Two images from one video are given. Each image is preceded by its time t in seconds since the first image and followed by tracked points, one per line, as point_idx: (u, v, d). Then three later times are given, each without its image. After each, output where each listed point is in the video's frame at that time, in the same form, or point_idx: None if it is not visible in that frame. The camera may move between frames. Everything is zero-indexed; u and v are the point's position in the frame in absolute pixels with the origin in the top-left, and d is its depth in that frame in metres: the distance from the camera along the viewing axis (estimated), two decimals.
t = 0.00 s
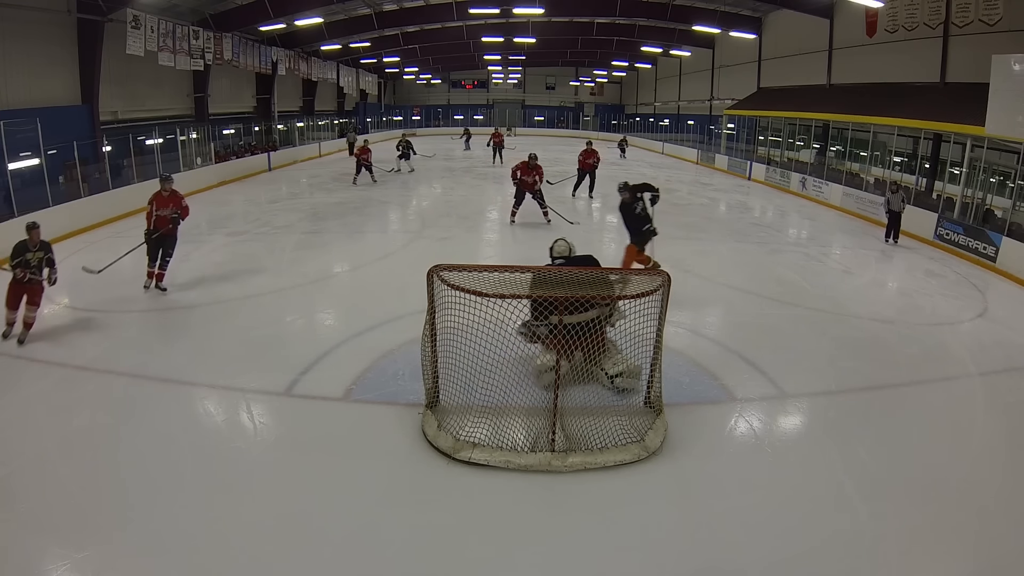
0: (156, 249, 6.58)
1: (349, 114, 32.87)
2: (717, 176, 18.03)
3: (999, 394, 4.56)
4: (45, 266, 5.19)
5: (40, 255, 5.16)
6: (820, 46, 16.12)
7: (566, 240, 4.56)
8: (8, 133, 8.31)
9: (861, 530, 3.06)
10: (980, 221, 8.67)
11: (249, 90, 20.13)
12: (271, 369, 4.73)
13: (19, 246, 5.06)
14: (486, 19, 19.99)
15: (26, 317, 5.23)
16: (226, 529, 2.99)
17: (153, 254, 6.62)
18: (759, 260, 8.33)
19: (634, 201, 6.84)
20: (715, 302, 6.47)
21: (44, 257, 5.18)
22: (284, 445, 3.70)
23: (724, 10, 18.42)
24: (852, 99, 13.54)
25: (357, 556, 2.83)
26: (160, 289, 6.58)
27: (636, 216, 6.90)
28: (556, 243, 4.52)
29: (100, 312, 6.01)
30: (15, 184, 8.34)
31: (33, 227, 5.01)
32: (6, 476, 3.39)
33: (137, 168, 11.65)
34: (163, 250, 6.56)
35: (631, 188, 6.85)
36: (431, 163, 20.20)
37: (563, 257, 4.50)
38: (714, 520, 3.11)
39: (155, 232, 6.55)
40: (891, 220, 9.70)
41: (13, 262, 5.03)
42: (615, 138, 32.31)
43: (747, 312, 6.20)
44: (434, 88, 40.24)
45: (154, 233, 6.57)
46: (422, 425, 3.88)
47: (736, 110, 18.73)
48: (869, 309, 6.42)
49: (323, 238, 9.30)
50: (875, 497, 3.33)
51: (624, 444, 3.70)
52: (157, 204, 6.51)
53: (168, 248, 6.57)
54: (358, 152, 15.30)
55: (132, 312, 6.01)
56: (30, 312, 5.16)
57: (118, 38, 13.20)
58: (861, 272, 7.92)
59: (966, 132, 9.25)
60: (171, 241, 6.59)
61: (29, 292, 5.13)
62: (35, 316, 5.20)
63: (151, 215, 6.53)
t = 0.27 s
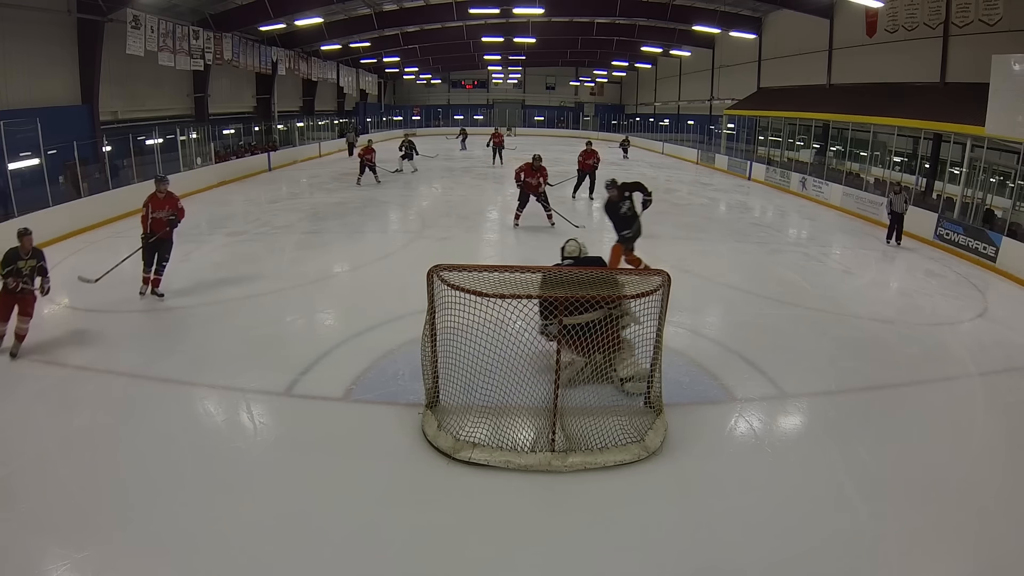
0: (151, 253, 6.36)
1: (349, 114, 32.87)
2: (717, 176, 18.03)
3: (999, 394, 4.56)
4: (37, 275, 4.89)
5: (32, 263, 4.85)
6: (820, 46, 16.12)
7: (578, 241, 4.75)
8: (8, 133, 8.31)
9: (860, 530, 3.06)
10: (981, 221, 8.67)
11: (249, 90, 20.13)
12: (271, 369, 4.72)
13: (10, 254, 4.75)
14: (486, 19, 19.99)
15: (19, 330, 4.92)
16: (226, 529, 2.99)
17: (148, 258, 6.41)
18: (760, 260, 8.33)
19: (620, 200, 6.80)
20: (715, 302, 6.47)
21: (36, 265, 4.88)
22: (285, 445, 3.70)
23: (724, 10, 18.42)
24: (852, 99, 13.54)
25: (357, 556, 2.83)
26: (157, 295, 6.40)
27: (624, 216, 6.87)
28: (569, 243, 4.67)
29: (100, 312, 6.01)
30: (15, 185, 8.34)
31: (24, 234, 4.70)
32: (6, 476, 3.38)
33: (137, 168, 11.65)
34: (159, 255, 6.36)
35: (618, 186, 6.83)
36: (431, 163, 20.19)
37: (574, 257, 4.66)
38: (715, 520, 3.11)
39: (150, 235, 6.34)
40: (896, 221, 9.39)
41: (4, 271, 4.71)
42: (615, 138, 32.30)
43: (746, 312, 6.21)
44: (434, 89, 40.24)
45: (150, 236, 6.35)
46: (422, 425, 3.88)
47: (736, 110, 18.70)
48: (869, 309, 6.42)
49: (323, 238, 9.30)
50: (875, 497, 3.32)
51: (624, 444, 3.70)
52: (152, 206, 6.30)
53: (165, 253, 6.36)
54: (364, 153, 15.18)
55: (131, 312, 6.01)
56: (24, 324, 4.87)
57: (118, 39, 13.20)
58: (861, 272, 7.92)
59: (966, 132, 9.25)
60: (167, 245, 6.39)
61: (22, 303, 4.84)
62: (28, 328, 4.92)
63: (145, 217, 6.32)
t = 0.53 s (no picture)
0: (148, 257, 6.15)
1: (349, 114, 32.87)
2: (717, 176, 18.03)
3: (999, 394, 4.56)
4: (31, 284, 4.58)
5: (26, 272, 4.54)
6: (820, 46, 16.12)
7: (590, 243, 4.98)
8: (8, 133, 8.31)
9: (861, 530, 3.06)
10: (981, 221, 8.67)
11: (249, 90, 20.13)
12: (270, 370, 4.73)
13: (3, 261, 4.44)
14: (486, 19, 19.99)
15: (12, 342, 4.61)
16: (226, 529, 2.99)
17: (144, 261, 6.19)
18: (759, 260, 8.34)
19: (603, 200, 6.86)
20: (715, 302, 6.47)
21: (30, 273, 4.56)
22: (285, 446, 3.70)
23: (724, 10, 18.42)
24: (852, 99, 13.54)
25: (357, 556, 2.83)
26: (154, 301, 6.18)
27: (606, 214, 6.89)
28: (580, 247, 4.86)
29: (100, 312, 6.01)
30: (15, 185, 8.34)
31: (17, 241, 4.38)
32: (6, 476, 3.39)
33: (137, 168, 11.65)
34: (156, 259, 6.13)
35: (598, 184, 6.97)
36: (431, 163, 20.19)
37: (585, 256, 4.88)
38: (715, 519, 3.11)
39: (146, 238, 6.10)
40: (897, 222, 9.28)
41: None
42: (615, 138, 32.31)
43: (745, 311, 6.21)
44: (434, 89, 40.25)
45: (147, 239, 6.13)
46: (422, 425, 3.88)
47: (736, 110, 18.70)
48: (869, 309, 6.42)
49: (323, 238, 9.30)
50: (875, 497, 3.32)
51: (624, 444, 3.70)
52: (148, 208, 6.04)
53: (161, 256, 6.12)
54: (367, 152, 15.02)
55: (131, 312, 6.00)
56: (18, 336, 4.56)
57: (118, 39, 13.20)
58: (861, 272, 7.92)
59: (966, 132, 9.25)
60: (164, 249, 6.14)
61: (15, 314, 4.52)
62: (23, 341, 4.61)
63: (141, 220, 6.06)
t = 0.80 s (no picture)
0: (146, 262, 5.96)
1: (349, 114, 32.88)
2: (717, 176, 18.03)
3: (999, 394, 4.56)
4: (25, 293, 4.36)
5: (20, 280, 4.32)
6: (820, 46, 16.12)
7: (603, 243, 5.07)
8: (8, 133, 8.30)
9: (861, 530, 3.06)
10: (981, 221, 8.67)
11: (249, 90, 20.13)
12: (270, 370, 4.72)
13: None
14: (486, 19, 19.99)
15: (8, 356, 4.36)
16: (225, 529, 2.99)
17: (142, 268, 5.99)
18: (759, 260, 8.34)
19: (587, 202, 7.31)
20: (715, 302, 6.47)
21: (25, 281, 4.35)
22: (285, 446, 3.70)
23: (724, 10, 18.42)
24: (852, 99, 13.54)
25: (357, 556, 2.83)
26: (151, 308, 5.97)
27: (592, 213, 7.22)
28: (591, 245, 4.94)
29: (101, 312, 6.01)
30: (15, 185, 8.34)
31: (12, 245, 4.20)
32: (6, 476, 3.38)
33: (137, 168, 11.65)
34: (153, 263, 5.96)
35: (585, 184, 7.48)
36: (431, 163, 20.19)
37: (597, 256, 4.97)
38: (715, 519, 3.11)
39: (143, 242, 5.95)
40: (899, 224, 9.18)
41: None
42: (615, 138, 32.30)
43: (745, 311, 6.21)
44: (434, 89, 40.25)
45: (144, 243, 5.96)
46: (422, 425, 3.88)
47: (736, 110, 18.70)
48: (869, 309, 6.42)
49: (323, 238, 9.31)
50: (875, 498, 3.32)
51: (624, 444, 3.70)
52: (144, 211, 5.96)
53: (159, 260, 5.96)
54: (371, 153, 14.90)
55: (131, 312, 6.00)
56: (14, 349, 4.31)
57: (118, 38, 13.20)
58: (861, 272, 7.92)
59: (966, 132, 9.25)
60: (162, 252, 5.99)
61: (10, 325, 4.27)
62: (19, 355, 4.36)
63: (137, 223, 5.94)
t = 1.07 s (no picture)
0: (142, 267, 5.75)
1: (349, 114, 32.88)
2: (717, 176, 18.03)
3: (999, 394, 4.56)
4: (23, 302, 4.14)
5: (18, 288, 4.10)
6: (820, 46, 16.12)
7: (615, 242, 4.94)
8: (8, 133, 8.30)
9: (862, 531, 3.06)
10: (981, 221, 8.67)
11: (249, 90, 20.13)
12: (271, 370, 4.72)
13: None
14: (486, 19, 20.00)
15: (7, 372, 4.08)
16: (226, 529, 2.99)
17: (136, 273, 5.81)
18: (759, 260, 8.34)
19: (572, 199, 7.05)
20: (715, 302, 6.47)
21: (22, 289, 4.14)
22: (286, 445, 3.70)
23: (724, 10, 18.42)
24: (852, 99, 13.54)
25: (358, 555, 2.83)
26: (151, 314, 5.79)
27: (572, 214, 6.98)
28: (601, 245, 4.90)
29: (101, 312, 6.01)
30: (15, 184, 8.33)
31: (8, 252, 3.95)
32: (6, 476, 3.38)
33: (137, 168, 11.65)
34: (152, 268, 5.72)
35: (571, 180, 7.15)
36: (431, 163, 20.19)
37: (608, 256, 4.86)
38: (715, 520, 3.11)
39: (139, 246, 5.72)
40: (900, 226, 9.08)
41: None
42: (615, 138, 32.30)
43: (745, 311, 6.22)
44: (434, 89, 40.25)
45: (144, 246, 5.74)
46: (422, 425, 3.88)
47: (736, 110, 18.70)
48: (869, 309, 6.42)
49: (323, 238, 9.31)
50: (875, 497, 3.32)
51: (624, 444, 3.70)
52: (141, 214, 5.67)
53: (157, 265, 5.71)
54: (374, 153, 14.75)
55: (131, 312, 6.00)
56: (13, 363, 4.06)
57: (118, 39, 13.20)
58: (861, 272, 7.92)
59: (966, 132, 9.25)
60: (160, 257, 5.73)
61: (9, 337, 4.02)
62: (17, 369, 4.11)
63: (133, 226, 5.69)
